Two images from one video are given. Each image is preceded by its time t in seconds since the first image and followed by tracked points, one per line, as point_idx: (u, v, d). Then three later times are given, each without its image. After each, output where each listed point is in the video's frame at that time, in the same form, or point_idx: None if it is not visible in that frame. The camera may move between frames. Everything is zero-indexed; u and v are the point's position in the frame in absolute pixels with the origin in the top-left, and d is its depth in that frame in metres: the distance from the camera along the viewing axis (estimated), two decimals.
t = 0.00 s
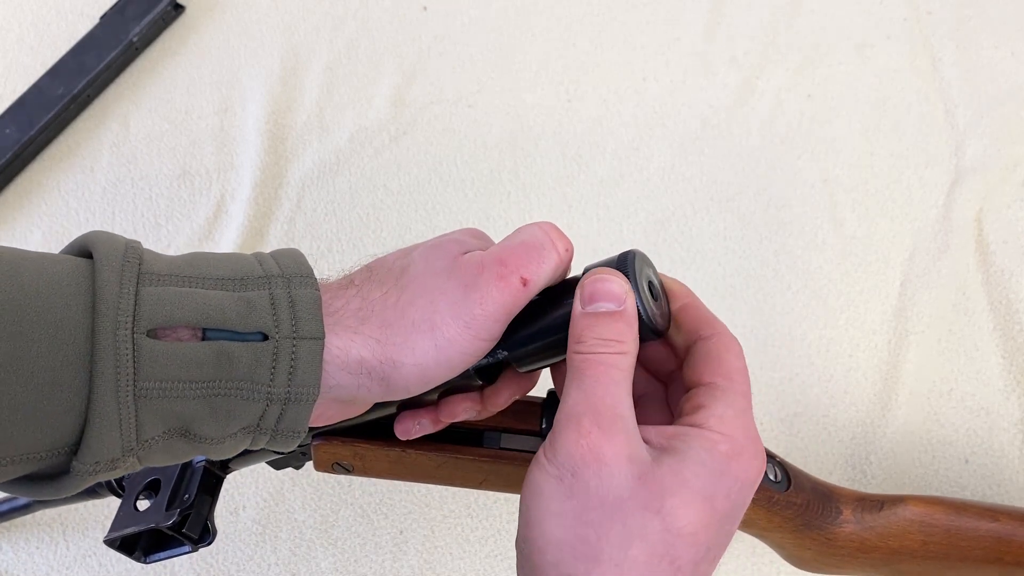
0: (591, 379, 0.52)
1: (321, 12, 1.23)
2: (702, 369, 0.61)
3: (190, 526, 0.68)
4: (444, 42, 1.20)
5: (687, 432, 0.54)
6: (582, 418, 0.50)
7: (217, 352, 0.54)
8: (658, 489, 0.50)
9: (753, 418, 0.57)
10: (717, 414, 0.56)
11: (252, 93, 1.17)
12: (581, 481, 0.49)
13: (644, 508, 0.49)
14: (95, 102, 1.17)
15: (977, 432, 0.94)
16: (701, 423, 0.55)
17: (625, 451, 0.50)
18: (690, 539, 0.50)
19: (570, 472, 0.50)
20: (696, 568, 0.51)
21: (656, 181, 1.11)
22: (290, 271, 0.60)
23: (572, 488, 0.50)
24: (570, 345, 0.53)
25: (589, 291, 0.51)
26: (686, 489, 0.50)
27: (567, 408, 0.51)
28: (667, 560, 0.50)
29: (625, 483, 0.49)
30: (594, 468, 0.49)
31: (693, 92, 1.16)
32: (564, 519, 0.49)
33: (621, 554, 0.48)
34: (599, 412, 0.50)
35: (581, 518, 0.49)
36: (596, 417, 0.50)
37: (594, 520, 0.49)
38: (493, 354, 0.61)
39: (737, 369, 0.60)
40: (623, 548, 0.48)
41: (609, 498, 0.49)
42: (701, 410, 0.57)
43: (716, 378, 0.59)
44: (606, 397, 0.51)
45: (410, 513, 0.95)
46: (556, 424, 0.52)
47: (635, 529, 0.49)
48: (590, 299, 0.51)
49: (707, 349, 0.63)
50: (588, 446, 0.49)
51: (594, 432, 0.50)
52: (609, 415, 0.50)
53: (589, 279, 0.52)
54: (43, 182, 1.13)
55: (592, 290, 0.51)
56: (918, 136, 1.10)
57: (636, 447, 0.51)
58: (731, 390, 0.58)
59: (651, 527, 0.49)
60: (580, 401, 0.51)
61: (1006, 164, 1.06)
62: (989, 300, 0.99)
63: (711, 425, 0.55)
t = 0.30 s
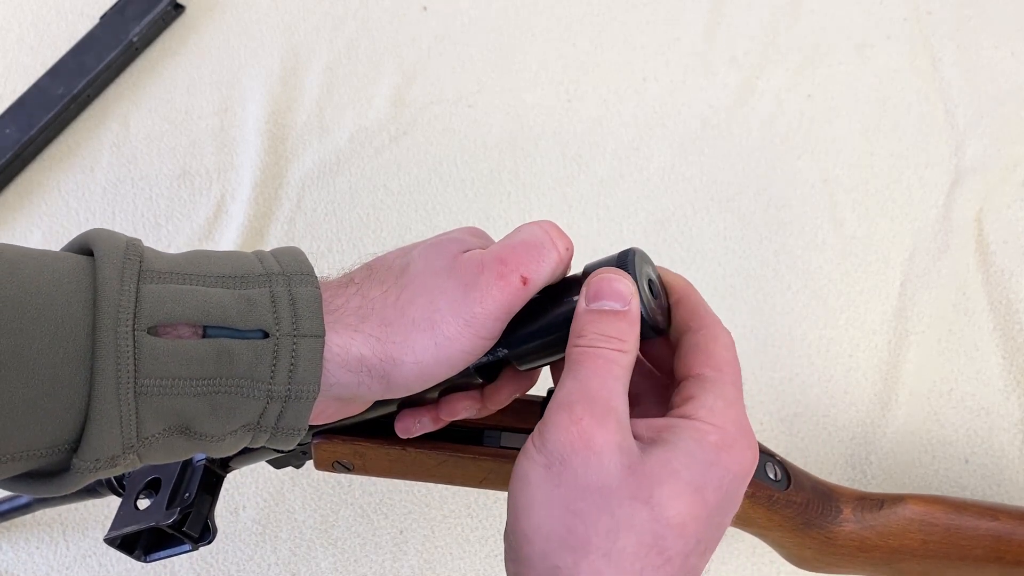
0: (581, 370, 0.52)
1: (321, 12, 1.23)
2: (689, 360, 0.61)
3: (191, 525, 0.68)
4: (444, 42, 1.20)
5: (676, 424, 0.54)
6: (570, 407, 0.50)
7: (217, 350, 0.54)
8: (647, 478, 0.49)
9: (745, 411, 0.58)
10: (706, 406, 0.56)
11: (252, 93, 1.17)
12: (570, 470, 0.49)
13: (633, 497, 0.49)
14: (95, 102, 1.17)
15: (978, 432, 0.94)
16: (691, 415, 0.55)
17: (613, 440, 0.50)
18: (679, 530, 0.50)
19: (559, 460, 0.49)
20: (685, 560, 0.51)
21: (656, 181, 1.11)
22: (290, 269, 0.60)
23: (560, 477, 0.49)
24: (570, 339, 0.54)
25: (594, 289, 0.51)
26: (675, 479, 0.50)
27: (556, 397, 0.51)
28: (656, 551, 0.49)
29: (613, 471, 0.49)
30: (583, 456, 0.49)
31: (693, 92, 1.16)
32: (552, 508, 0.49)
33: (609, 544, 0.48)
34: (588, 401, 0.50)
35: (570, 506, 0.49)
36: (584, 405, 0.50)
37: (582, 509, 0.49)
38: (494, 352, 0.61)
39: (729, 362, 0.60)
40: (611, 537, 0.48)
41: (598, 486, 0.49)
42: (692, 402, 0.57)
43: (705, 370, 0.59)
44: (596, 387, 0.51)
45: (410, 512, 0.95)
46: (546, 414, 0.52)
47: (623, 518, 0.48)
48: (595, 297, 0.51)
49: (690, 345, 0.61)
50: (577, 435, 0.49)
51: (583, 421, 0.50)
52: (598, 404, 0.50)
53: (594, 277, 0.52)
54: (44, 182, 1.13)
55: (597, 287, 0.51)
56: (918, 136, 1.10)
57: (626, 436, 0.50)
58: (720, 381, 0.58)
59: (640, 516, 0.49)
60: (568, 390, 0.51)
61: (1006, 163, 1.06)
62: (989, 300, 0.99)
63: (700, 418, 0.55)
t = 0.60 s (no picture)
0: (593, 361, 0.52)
1: (322, 12, 1.23)
2: (713, 363, 0.61)
3: (191, 524, 0.68)
4: (444, 42, 1.20)
5: (687, 421, 0.54)
6: (579, 396, 0.51)
7: (217, 348, 0.54)
8: (653, 470, 0.50)
9: (757, 414, 0.57)
10: (720, 407, 0.56)
11: (252, 93, 1.17)
12: (576, 457, 0.49)
13: (638, 487, 0.49)
14: (95, 102, 1.17)
15: (978, 432, 0.94)
16: (703, 414, 0.56)
17: (621, 430, 0.50)
18: (683, 523, 0.50)
19: (566, 447, 0.50)
20: (688, 555, 0.51)
21: (656, 181, 1.11)
22: (290, 268, 0.60)
23: (566, 464, 0.50)
24: (570, 328, 0.53)
25: (592, 275, 0.51)
26: (681, 473, 0.50)
27: (564, 386, 0.52)
28: (658, 543, 0.49)
29: (619, 461, 0.49)
30: (590, 444, 0.49)
31: (693, 92, 1.16)
32: (557, 494, 0.49)
33: (613, 532, 0.48)
34: (596, 391, 0.51)
35: (575, 494, 0.49)
36: (593, 395, 0.50)
37: (587, 497, 0.49)
38: (494, 352, 0.60)
39: (746, 368, 0.61)
40: (614, 525, 0.48)
41: (604, 475, 0.49)
42: (706, 401, 0.57)
43: (724, 373, 0.60)
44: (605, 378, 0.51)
45: (410, 513, 0.95)
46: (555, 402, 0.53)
47: (628, 508, 0.49)
48: (592, 283, 0.51)
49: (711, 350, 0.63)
50: (585, 423, 0.50)
51: (591, 410, 0.50)
52: (606, 395, 0.51)
53: (592, 263, 0.52)
54: (43, 182, 1.13)
55: (593, 275, 0.51)
56: (918, 136, 1.10)
57: (633, 427, 0.51)
58: (738, 386, 0.59)
59: (644, 507, 0.49)
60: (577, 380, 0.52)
61: (1006, 163, 1.06)
62: (989, 300, 0.99)
63: (711, 416, 0.55)
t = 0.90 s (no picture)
0: (592, 371, 0.52)
1: (321, 12, 1.23)
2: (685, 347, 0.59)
3: (192, 521, 0.68)
4: (444, 42, 1.20)
5: (677, 418, 0.54)
6: (580, 408, 0.50)
7: (219, 344, 0.54)
8: (655, 477, 0.50)
9: (744, 398, 0.57)
10: (706, 397, 0.56)
11: (252, 93, 1.17)
12: (580, 470, 0.49)
13: (643, 496, 0.49)
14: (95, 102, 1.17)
15: (978, 432, 0.94)
16: (691, 408, 0.55)
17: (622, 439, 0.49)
18: (689, 527, 0.50)
19: (569, 461, 0.49)
20: (697, 557, 0.51)
21: (656, 181, 1.11)
22: (292, 263, 0.60)
23: (569, 478, 0.49)
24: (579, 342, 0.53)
25: (603, 294, 0.51)
26: (682, 477, 0.50)
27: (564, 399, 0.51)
28: (668, 550, 0.49)
29: (623, 471, 0.49)
30: (594, 457, 0.49)
31: (693, 92, 1.16)
32: (563, 509, 0.49)
33: (622, 544, 0.48)
34: (596, 401, 0.50)
35: (581, 507, 0.49)
36: (593, 406, 0.50)
37: (593, 511, 0.48)
38: (494, 347, 0.60)
39: (723, 347, 0.59)
40: (623, 537, 0.48)
41: (609, 487, 0.49)
42: (690, 394, 0.56)
43: (701, 359, 0.58)
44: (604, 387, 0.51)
45: (410, 513, 0.95)
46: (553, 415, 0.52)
47: (634, 518, 0.48)
48: (605, 301, 0.51)
49: (683, 333, 0.60)
50: (586, 435, 0.49)
51: (592, 421, 0.49)
52: (606, 404, 0.50)
53: (604, 282, 0.52)
54: (43, 182, 1.13)
55: (606, 292, 0.51)
56: (918, 136, 1.10)
57: (633, 435, 0.50)
58: (716, 370, 0.57)
59: (651, 516, 0.49)
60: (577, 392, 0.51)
61: (1006, 163, 1.06)
62: (989, 300, 0.99)
63: (701, 409, 0.55)
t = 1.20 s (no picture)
0: (608, 378, 0.51)
1: (321, 12, 1.23)
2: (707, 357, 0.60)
3: (192, 521, 0.68)
4: (444, 42, 1.20)
5: (697, 428, 0.54)
6: (599, 417, 0.50)
7: (219, 346, 0.54)
8: (676, 488, 0.49)
9: (764, 409, 0.57)
10: (728, 408, 0.55)
11: (252, 94, 1.17)
12: (600, 480, 0.49)
13: (664, 508, 0.49)
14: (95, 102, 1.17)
15: (978, 432, 0.94)
16: (712, 418, 0.55)
17: (643, 449, 0.49)
18: (709, 538, 0.50)
19: (589, 471, 0.49)
20: (716, 567, 0.51)
21: (656, 181, 1.11)
22: (293, 265, 0.60)
23: (589, 488, 0.49)
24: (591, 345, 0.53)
25: (613, 296, 0.51)
26: (704, 489, 0.50)
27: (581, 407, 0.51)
28: (687, 560, 0.49)
29: (644, 482, 0.49)
30: (614, 467, 0.48)
31: (693, 92, 1.16)
32: (584, 519, 0.49)
33: (643, 556, 0.48)
34: (614, 410, 0.50)
35: (601, 518, 0.49)
36: (611, 415, 0.50)
37: (614, 522, 0.48)
38: (494, 349, 0.60)
39: (744, 359, 0.59)
40: (644, 549, 0.48)
41: (630, 498, 0.48)
42: (712, 404, 0.56)
43: (724, 368, 0.59)
44: (622, 395, 0.51)
45: (410, 513, 0.95)
46: (572, 422, 0.52)
47: (655, 530, 0.49)
48: (615, 304, 0.51)
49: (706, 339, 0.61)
50: (606, 445, 0.49)
51: (611, 431, 0.49)
52: (626, 413, 0.50)
53: (614, 284, 0.52)
54: (43, 182, 1.13)
55: (616, 295, 0.51)
56: (918, 136, 1.10)
57: (654, 445, 0.50)
58: (739, 382, 0.58)
59: (672, 527, 0.49)
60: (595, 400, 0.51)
61: (1007, 163, 1.06)
62: (989, 300, 0.99)
63: (722, 420, 0.55)
